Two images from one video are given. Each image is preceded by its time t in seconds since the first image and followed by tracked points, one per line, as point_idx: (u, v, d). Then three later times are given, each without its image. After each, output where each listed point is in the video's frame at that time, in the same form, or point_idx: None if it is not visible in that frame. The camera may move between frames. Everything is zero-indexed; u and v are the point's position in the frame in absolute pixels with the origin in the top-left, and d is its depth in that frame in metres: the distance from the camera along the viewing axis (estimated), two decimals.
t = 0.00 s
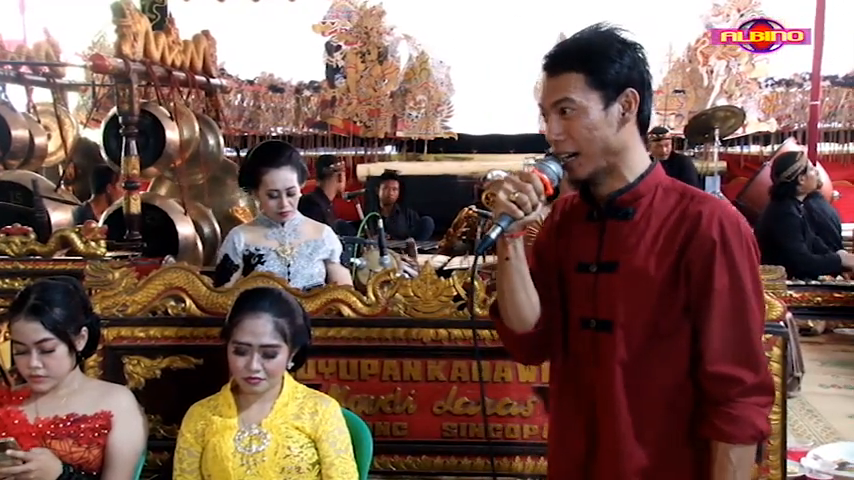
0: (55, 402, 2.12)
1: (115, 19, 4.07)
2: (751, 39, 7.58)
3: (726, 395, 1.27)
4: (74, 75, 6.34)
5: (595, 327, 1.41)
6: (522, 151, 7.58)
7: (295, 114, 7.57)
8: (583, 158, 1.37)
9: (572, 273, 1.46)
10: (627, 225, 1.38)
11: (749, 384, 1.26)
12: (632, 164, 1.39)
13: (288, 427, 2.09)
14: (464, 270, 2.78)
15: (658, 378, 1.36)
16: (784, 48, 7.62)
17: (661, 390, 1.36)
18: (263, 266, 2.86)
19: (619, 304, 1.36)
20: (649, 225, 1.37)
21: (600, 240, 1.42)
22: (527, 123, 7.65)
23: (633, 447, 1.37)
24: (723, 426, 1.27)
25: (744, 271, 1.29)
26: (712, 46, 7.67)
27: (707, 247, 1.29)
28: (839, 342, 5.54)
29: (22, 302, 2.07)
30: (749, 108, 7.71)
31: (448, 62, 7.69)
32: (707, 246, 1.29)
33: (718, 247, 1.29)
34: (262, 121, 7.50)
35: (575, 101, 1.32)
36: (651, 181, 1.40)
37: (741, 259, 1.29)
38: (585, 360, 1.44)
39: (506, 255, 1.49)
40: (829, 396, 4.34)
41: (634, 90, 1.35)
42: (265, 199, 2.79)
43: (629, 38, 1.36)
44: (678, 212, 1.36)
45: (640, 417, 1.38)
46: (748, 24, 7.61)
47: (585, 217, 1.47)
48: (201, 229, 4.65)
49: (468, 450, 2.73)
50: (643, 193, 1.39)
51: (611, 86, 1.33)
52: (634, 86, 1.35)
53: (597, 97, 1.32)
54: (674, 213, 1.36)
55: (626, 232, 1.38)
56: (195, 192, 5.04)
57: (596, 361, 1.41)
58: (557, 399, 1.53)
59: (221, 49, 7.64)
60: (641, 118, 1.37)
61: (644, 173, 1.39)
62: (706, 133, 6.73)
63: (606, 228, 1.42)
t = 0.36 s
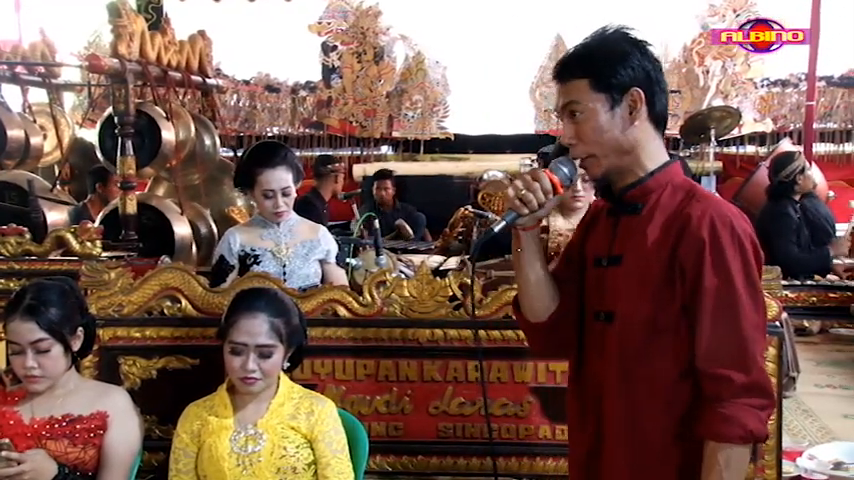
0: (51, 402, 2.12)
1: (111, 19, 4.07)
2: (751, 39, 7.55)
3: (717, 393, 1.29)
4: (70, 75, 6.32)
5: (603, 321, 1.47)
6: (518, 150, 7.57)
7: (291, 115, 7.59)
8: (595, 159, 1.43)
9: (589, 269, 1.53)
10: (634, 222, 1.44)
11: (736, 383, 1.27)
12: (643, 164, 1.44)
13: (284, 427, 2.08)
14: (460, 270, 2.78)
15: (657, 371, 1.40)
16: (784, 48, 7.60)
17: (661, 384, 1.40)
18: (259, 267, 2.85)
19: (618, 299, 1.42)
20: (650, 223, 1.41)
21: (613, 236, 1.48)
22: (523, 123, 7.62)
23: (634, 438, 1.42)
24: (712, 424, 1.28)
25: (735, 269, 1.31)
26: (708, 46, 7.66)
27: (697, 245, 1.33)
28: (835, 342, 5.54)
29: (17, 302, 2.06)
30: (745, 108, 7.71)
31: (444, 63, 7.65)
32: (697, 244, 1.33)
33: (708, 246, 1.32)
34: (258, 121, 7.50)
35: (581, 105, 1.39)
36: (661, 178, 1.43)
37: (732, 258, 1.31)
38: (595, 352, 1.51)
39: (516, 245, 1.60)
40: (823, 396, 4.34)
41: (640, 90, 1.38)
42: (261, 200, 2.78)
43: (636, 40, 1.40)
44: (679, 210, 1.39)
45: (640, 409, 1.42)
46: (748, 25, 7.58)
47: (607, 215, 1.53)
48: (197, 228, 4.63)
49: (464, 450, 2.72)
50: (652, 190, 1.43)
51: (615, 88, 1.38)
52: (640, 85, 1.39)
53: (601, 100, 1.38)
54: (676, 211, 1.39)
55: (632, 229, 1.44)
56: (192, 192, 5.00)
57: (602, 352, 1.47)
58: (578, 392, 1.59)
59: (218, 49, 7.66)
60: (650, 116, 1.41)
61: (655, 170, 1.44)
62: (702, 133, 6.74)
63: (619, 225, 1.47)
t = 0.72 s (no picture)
0: (38, 403, 2.11)
1: (100, 19, 4.07)
2: (750, 39, 7.43)
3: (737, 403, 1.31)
4: (58, 75, 6.28)
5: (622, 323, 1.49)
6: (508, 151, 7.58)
7: (281, 115, 7.55)
8: (616, 157, 1.45)
9: (606, 270, 1.54)
10: (658, 227, 1.45)
11: (759, 395, 1.29)
12: (668, 166, 1.46)
13: (274, 428, 2.08)
14: (449, 271, 2.78)
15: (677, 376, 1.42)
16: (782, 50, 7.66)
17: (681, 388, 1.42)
18: (249, 268, 2.84)
19: (641, 302, 1.44)
20: (676, 229, 1.42)
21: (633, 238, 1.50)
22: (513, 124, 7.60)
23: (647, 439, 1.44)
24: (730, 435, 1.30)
25: (763, 283, 1.32)
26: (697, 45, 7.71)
27: (727, 256, 1.34)
28: (823, 342, 5.56)
29: (5, 303, 2.05)
30: (734, 110, 7.70)
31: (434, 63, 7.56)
32: (727, 256, 1.34)
33: (739, 258, 1.33)
34: (247, 121, 7.45)
35: (607, 102, 1.42)
36: (688, 185, 1.45)
37: (762, 270, 1.32)
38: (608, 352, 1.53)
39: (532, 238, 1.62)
40: (811, 396, 4.36)
41: (669, 90, 1.40)
42: (250, 200, 2.78)
43: (670, 39, 1.42)
44: (709, 219, 1.40)
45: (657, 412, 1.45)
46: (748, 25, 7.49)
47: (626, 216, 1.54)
48: (189, 229, 4.62)
49: (454, 450, 2.72)
50: (680, 197, 1.44)
51: (642, 87, 1.39)
52: (669, 85, 1.40)
53: (627, 98, 1.40)
54: (704, 218, 1.41)
55: (656, 233, 1.45)
56: (182, 192, 5.03)
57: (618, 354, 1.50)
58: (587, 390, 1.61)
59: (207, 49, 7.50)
60: (677, 117, 1.42)
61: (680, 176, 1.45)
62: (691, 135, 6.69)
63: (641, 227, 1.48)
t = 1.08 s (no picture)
0: (18, 405, 2.11)
1: (80, 18, 4.01)
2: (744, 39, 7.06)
3: (809, 412, 1.41)
4: (37, 74, 6.22)
5: (671, 325, 1.58)
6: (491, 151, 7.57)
7: (263, 115, 7.49)
8: (665, 156, 1.53)
9: (652, 270, 1.63)
10: (713, 231, 1.53)
11: (832, 404, 1.40)
12: (718, 173, 1.54)
13: (256, 429, 2.07)
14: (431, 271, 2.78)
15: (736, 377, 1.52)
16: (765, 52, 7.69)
17: (736, 387, 1.52)
18: (231, 268, 2.83)
19: (698, 305, 1.52)
20: (734, 235, 1.51)
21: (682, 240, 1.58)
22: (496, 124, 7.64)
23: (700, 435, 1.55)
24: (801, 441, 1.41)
25: (832, 294, 1.42)
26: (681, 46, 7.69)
27: (799, 267, 1.43)
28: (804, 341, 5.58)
29: None
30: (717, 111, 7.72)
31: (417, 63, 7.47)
32: (800, 267, 1.43)
33: (811, 269, 1.42)
34: (230, 122, 7.40)
35: (660, 98, 1.50)
36: (741, 188, 1.54)
37: (832, 281, 1.42)
38: (652, 350, 1.62)
39: (573, 232, 1.69)
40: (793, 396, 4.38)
41: (724, 93, 1.48)
42: (233, 200, 2.77)
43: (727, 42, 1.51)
44: (770, 229, 1.49)
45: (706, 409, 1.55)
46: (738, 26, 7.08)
47: (669, 215, 1.63)
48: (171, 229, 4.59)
49: (436, 450, 2.72)
50: (732, 200, 1.53)
51: (699, 87, 1.48)
52: (724, 89, 1.49)
53: (682, 97, 1.49)
54: (762, 226, 1.50)
55: (711, 237, 1.53)
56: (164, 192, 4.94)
57: (665, 355, 1.58)
58: (623, 383, 1.72)
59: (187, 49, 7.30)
60: (729, 122, 1.51)
61: (729, 183, 1.54)
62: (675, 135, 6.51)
63: (690, 228, 1.57)
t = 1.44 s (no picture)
0: None
1: (52, 16, 3.96)
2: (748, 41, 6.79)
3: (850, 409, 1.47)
4: (7, 73, 6.13)
5: (708, 327, 1.60)
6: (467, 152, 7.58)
7: (238, 115, 7.31)
8: (710, 155, 1.54)
9: (684, 272, 1.64)
10: (750, 232, 1.56)
11: None
12: (753, 174, 1.57)
13: (231, 430, 2.05)
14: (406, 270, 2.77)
15: (775, 374, 1.57)
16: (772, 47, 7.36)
17: (775, 385, 1.58)
18: (207, 268, 2.80)
19: (739, 307, 1.54)
20: (773, 235, 1.54)
21: (717, 241, 1.59)
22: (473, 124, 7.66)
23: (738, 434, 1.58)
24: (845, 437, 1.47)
25: None
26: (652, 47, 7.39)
27: (844, 266, 1.48)
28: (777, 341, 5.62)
29: None
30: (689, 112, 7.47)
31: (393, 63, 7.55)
32: (845, 265, 1.48)
33: None
34: (205, 121, 6.97)
35: (710, 97, 1.50)
36: (776, 187, 1.57)
37: None
38: (688, 352, 1.63)
39: (613, 238, 1.67)
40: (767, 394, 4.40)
41: (771, 92, 1.51)
42: (209, 199, 2.74)
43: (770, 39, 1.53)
44: (809, 230, 1.53)
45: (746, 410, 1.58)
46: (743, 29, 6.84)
47: (698, 216, 1.64)
48: (144, 230, 4.50)
49: (412, 451, 2.72)
50: (769, 200, 1.56)
51: (748, 86, 1.50)
52: (770, 87, 1.51)
53: (732, 95, 1.50)
54: (800, 227, 1.54)
55: (750, 239, 1.55)
56: (137, 191, 4.84)
57: (703, 356, 1.60)
58: (650, 383, 1.74)
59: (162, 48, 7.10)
60: (770, 121, 1.54)
61: (766, 182, 1.57)
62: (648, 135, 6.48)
63: (724, 230, 1.59)
